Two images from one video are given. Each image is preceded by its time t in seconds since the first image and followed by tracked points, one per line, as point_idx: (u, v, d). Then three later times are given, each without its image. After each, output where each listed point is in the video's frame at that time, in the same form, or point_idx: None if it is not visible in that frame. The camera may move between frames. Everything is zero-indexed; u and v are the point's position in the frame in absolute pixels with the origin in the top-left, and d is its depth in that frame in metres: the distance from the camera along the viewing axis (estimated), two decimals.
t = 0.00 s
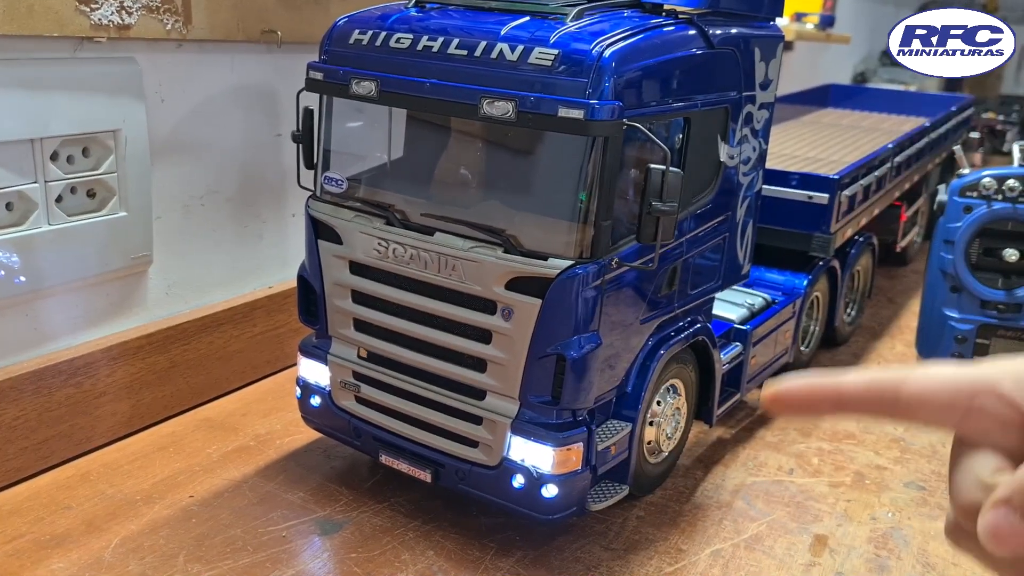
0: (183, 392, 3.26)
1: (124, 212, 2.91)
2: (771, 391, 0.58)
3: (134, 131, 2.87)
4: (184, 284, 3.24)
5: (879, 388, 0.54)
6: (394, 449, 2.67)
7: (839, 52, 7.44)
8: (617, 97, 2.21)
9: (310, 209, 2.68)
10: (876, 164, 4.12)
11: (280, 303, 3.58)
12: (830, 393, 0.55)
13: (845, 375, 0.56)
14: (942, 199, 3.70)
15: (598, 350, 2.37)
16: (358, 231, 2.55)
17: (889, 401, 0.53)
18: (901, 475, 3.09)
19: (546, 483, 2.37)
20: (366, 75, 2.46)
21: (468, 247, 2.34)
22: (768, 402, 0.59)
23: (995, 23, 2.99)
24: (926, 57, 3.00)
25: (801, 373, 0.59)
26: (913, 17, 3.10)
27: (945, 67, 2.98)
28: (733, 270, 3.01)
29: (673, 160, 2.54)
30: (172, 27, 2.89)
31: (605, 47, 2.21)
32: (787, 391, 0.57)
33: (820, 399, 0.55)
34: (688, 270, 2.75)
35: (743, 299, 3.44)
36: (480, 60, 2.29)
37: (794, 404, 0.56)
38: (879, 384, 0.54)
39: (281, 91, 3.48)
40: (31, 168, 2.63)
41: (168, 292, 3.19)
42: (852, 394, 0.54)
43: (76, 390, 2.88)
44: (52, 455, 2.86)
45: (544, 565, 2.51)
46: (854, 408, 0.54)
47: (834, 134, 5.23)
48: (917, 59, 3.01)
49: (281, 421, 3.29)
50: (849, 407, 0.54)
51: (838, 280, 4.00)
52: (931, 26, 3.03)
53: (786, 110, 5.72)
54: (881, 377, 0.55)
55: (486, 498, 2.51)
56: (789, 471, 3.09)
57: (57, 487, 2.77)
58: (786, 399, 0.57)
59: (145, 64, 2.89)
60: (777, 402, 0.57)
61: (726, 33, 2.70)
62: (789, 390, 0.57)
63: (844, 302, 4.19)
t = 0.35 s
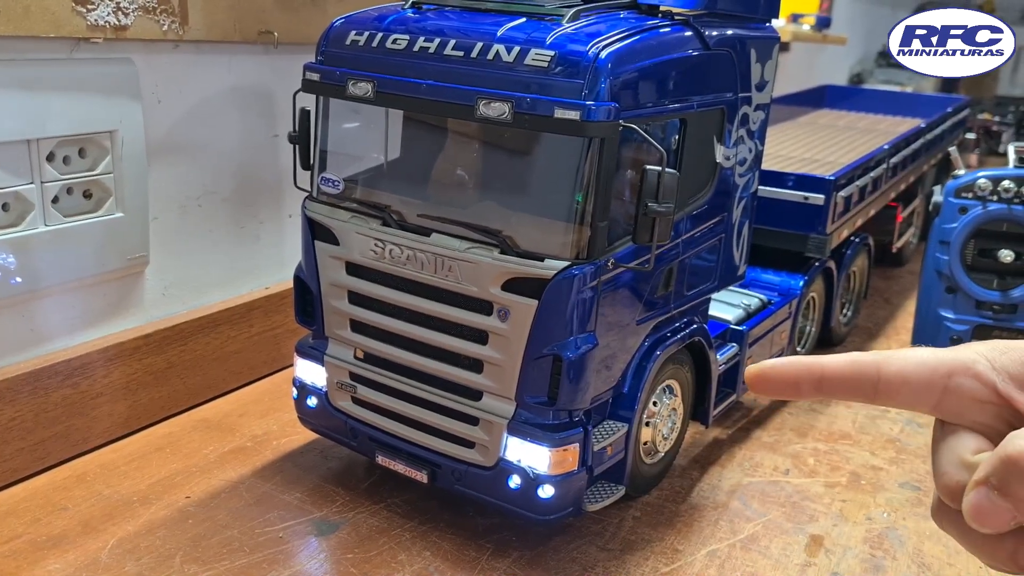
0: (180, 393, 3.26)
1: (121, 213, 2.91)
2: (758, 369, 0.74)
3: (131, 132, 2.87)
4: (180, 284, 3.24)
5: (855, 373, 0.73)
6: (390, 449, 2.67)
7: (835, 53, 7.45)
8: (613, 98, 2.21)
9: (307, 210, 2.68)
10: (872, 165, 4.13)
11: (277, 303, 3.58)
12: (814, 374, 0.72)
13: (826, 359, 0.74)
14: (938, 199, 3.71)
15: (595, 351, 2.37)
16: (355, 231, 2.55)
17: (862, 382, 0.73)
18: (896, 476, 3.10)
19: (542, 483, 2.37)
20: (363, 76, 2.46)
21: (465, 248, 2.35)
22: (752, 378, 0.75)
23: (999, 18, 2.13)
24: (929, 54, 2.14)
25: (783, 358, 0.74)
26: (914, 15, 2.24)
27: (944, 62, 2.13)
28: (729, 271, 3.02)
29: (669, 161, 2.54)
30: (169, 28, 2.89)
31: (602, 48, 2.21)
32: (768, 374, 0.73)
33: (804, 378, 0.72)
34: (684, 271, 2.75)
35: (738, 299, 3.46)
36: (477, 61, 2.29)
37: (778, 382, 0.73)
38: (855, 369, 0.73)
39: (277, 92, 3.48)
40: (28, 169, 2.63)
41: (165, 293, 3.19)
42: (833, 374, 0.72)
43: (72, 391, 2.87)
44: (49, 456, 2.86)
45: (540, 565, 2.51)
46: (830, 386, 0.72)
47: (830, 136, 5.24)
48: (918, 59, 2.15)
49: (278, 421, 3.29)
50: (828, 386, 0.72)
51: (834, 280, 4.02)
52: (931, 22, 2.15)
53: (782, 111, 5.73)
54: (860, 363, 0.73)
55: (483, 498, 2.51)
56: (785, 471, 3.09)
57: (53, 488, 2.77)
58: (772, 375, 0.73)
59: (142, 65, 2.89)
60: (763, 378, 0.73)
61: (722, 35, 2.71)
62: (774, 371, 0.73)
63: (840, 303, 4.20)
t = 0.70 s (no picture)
0: (177, 394, 3.25)
1: (117, 214, 2.91)
2: (736, 438, 0.69)
3: (127, 133, 2.87)
4: (177, 285, 3.23)
5: (830, 444, 0.69)
6: (387, 450, 2.67)
7: (833, 54, 7.47)
8: (610, 99, 2.21)
9: (304, 211, 2.68)
10: (869, 165, 4.13)
11: (275, 304, 3.58)
12: (792, 445, 0.68)
13: (801, 428, 0.70)
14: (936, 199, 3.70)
15: (592, 352, 2.37)
16: (352, 232, 2.55)
17: (838, 453, 0.69)
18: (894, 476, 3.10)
19: (540, 484, 2.37)
20: (360, 77, 2.45)
21: (462, 249, 2.34)
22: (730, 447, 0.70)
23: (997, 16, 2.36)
24: (929, 54, 2.39)
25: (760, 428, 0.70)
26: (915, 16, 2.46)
27: (944, 61, 2.37)
28: (726, 271, 3.02)
29: (666, 161, 2.54)
30: (165, 29, 2.89)
31: (598, 49, 2.21)
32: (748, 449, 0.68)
33: (781, 448, 0.67)
34: (681, 272, 2.75)
35: (736, 300, 3.47)
36: (474, 62, 2.29)
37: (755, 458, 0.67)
38: (828, 441, 0.69)
39: (274, 93, 3.48)
40: (24, 170, 2.63)
41: (162, 294, 3.18)
42: (807, 446, 0.68)
43: (69, 393, 2.87)
44: (45, 457, 2.85)
45: (538, 566, 2.51)
46: (808, 456, 0.68)
47: (828, 136, 5.25)
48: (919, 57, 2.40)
49: (275, 422, 3.28)
50: (806, 457, 0.68)
51: (831, 281, 4.03)
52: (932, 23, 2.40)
53: (780, 112, 5.74)
54: (833, 433, 0.69)
55: (480, 499, 2.51)
56: (783, 472, 3.09)
57: (50, 490, 2.76)
58: (748, 447, 0.68)
59: (139, 67, 2.89)
60: (739, 450, 0.68)
61: (719, 35, 2.71)
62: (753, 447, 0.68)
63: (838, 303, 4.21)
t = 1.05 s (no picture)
0: (177, 395, 3.25)
1: (117, 215, 2.90)
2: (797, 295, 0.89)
3: (127, 134, 2.86)
4: (177, 286, 3.23)
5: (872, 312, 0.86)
6: (388, 451, 2.67)
7: (833, 55, 7.48)
8: (610, 100, 2.21)
9: (304, 212, 2.68)
10: (869, 166, 4.13)
11: (274, 305, 3.58)
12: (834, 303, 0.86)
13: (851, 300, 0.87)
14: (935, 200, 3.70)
15: (593, 353, 2.37)
16: (352, 234, 2.55)
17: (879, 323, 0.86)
18: (894, 477, 3.10)
19: (540, 485, 2.37)
20: (361, 78, 2.45)
21: (463, 250, 2.34)
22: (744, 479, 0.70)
23: (995, 20, 2.97)
24: (928, 53, 3.03)
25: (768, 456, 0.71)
26: (914, 16, 3.07)
27: (943, 61, 3.01)
28: (727, 272, 3.02)
29: (667, 162, 2.54)
30: (165, 30, 2.89)
31: (599, 50, 2.21)
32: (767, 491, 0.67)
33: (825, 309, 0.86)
34: (682, 273, 2.75)
35: (736, 301, 3.47)
36: (474, 63, 2.29)
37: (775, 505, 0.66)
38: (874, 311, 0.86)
39: (274, 94, 3.48)
40: (24, 171, 2.63)
41: (162, 295, 3.18)
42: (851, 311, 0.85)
43: (69, 394, 2.87)
44: (45, 459, 2.85)
45: (538, 568, 2.51)
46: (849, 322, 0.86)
47: (828, 137, 5.25)
48: (919, 56, 3.05)
49: (275, 424, 3.28)
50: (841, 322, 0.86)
51: (831, 282, 4.03)
52: (930, 26, 3.01)
53: (779, 113, 5.74)
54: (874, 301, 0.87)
55: (480, 501, 2.51)
56: (783, 473, 3.09)
57: (50, 491, 2.76)
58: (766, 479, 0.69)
59: (139, 67, 2.89)
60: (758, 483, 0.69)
61: (719, 36, 2.71)
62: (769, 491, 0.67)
63: (837, 305, 4.21)
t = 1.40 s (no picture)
0: (176, 395, 3.24)
1: (117, 214, 2.90)
2: (865, 441, 0.68)
3: (127, 133, 2.86)
4: (177, 286, 3.23)
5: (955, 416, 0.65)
6: (387, 451, 2.66)
7: (833, 55, 7.47)
8: (611, 99, 2.21)
9: (304, 212, 2.67)
10: (869, 166, 4.13)
11: (274, 305, 3.57)
12: (922, 428, 0.66)
13: (927, 408, 0.66)
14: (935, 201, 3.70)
15: (593, 352, 2.37)
16: (352, 233, 2.54)
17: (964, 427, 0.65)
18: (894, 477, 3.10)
19: (541, 485, 2.36)
20: (361, 77, 2.45)
21: (463, 250, 2.34)
22: (856, 446, 0.69)
23: (996, 20, 2.82)
24: (928, 53, 2.87)
25: (881, 419, 0.69)
26: (913, 17, 2.95)
27: (943, 60, 2.85)
28: (727, 272, 3.02)
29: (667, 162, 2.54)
30: (165, 29, 2.88)
31: (600, 49, 2.21)
32: (873, 475, 0.67)
33: (911, 432, 0.66)
34: (682, 273, 2.75)
35: (736, 301, 3.47)
36: (475, 62, 2.29)
37: (891, 496, 0.65)
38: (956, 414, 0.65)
39: (274, 93, 3.47)
40: (23, 170, 2.62)
41: (161, 295, 3.18)
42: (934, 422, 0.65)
43: (68, 393, 2.86)
44: (44, 459, 2.84)
45: (539, 568, 2.51)
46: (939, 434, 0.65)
47: (828, 137, 5.25)
48: (919, 56, 2.88)
49: (274, 424, 3.27)
50: (934, 435, 0.65)
51: (831, 282, 4.02)
52: (930, 25, 2.88)
53: (779, 113, 5.74)
54: (957, 407, 0.66)
55: (481, 500, 2.50)
56: (783, 473, 3.09)
57: (50, 491, 2.76)
58: (879, 441, 0.67)
59: (139, 66, 2.89)
60: (869, 445, 0.68)
61: (720, 36, 2.71)
62: (867, 484, 0.66)
63: (838, 305, 4.21)
